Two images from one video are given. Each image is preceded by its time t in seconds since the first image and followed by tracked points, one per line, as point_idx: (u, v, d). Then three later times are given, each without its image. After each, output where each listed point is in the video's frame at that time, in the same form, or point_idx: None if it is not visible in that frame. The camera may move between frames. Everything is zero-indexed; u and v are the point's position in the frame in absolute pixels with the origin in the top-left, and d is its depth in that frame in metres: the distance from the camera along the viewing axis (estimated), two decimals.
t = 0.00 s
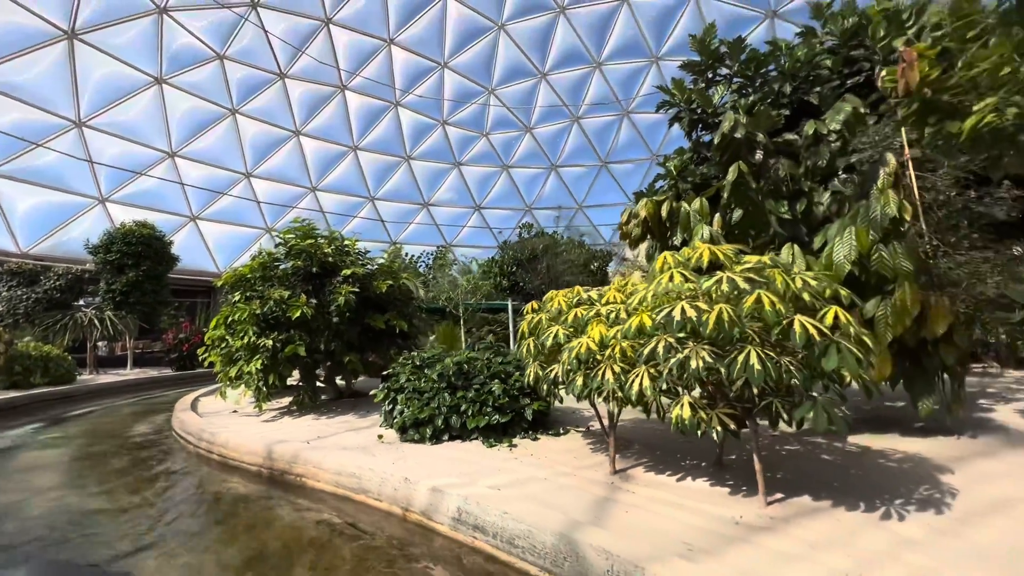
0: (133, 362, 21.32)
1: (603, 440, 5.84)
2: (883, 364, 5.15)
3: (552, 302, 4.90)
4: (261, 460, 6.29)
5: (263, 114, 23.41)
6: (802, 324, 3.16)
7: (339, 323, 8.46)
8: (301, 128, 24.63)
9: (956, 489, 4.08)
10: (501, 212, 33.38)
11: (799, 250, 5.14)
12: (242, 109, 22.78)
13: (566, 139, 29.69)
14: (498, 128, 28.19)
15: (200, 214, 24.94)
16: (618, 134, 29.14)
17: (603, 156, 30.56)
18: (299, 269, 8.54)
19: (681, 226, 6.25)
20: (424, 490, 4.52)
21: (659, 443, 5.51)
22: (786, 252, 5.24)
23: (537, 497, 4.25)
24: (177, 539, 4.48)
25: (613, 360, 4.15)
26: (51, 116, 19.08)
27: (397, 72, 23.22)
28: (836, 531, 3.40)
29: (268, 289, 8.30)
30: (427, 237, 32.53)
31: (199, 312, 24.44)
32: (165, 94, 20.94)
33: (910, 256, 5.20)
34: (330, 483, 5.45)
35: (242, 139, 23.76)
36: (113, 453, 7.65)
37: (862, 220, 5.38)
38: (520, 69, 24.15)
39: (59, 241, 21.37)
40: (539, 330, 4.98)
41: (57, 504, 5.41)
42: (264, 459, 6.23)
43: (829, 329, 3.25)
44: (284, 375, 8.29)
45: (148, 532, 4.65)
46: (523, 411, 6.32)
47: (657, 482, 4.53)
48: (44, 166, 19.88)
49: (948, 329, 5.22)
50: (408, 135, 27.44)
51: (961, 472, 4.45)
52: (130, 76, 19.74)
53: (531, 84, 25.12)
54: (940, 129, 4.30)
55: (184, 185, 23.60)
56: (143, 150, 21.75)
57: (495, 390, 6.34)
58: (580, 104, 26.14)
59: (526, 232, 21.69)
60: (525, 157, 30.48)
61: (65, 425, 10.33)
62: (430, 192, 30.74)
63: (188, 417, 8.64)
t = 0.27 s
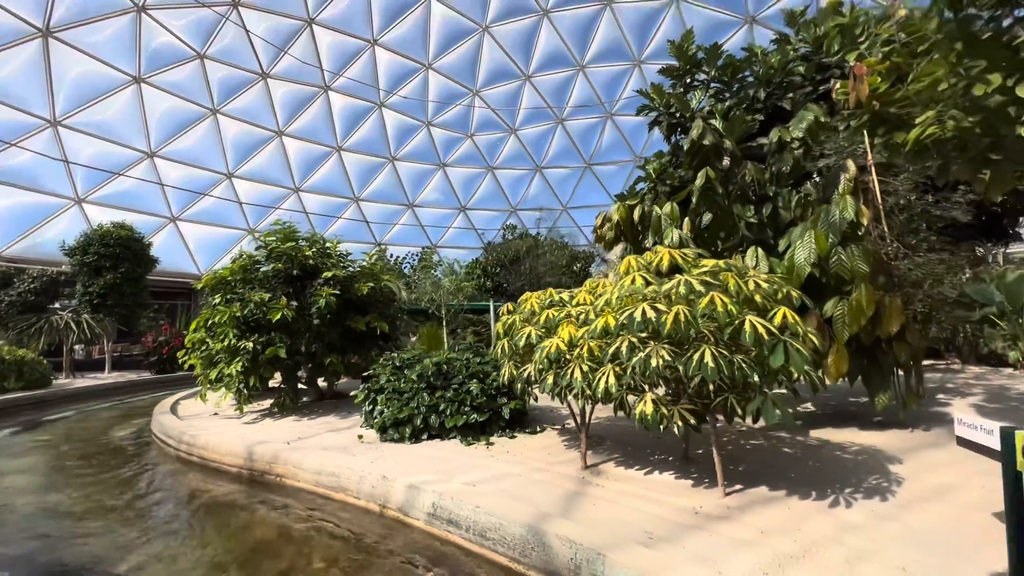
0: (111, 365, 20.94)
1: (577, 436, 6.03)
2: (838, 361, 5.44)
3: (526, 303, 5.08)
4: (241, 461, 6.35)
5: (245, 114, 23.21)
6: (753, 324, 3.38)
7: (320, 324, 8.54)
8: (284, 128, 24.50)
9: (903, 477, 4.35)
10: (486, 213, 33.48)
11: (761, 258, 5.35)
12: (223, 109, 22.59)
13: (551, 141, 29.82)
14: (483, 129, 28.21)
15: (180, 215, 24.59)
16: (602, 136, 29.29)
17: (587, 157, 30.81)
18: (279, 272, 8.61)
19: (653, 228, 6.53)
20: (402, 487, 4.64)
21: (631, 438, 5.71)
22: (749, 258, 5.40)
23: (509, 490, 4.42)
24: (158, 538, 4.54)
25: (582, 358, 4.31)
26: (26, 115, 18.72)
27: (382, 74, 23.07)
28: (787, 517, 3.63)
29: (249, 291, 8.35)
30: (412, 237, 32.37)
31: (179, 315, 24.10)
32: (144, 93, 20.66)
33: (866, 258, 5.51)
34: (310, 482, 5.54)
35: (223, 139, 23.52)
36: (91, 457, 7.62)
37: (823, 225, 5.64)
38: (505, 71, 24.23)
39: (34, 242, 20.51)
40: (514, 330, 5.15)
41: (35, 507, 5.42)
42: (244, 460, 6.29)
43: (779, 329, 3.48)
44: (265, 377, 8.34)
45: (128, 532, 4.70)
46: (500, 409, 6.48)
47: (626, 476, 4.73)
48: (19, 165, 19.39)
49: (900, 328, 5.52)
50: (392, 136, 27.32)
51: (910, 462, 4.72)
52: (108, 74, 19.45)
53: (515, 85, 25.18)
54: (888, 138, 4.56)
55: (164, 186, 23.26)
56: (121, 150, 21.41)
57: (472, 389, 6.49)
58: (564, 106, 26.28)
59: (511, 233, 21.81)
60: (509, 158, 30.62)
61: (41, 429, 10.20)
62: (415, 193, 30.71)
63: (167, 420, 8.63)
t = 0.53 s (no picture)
0: (94, 367, 20.69)
1: (556, 433, 6.21)
2: (803, 359, 5.69)
3: (505, 304, 5.24)
4: (225, 460, 6.45)
5: (230, 113, 23.03)
6: (713, 323, 3.59)
7: (305, 325, 8.63)
8: (271, 128, 24.37)
9: (860, 469, 4.59)
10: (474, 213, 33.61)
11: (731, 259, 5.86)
12: (209, 108, 22.40)
13: (539, 141, 29.80)
14: (471, 130, 28.22)
15: (165, 215, 24.39)
16: (590, 137, 29.16)
17: (575, 158, 30.86)
18: (265, 273, 8.70)
19: (631, 231, 6.77)
20: (383, 483, 4.78)
21: (607, 434, 5.90)
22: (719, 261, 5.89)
23: (486, 484, 4.59)
24: (142, 536, 4.63)
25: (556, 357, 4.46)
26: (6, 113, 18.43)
27: (370, 74, 22.95)
28: (746, 506, 3.84)
29: (234, 292, 8.42)
30: (400, 237, 32.45)
31: (164, 315, 23.88)
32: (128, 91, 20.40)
33: (830, 260, 5.78)
34: (294, 480, 5.65)
35: (208, 138, 23.34)
36: (75, 457, 7.65)
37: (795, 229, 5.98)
38: (493, 72, 24.17)
39: (14, 241, 20.16)
40: (493, 331, 5.31)
41: (19, 506, 5.48)
42: (229, 459, 6.38)
43: (738, 328, 3.71)
44: (250, 377, 8.42)
45: (113, 530, 4.78)
46: (482, 407, 6.65)
47: (599, 469, 4.92)
48: None
49: (862, 327, 5.79)
50: (381, 136, 27.22)
51: (868, 454, 4.96)
52: (90, 72, 19.18)
53: (503, 86, 25.17)
54: (847, 147, 4.82)
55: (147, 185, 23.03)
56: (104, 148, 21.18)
57: (454, 388, 6.65)
58: (552, 108, 26.27)
59: (498, 234, 21.91)
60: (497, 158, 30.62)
61: (23, 430, 10.17)
62: (403, 193, 30.66)
63: (152, 420, 8.67)
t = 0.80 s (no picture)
0: (79, 367, 20.52)
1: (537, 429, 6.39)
2: (774, 358, 5.93)
3: (486, 305, 5.39)
4: (212, 458, 6.55)
5: (218, 112, 22.85)
6: (680, 324, 3.80)
7: (292, 325, 8.74)
8: (259, 127, 24.14)
9: (823, 462, 4.81)
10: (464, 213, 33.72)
11: (703, 261, 6.24)
12: (197, 106, 22.18)
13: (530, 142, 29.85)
14: (461, 130, 28.24)
15: (151, 214, 24.24)
16: (579, 138, 29.35)
17: (564, 159, 30.96)
18: (252, 274, 8.79)
19: (611, 234, 6.97)
20: (367, 478, 4.93)
21: (586, 431, 6.09)
22: (691, 262, 6.29)
23: (466, 478, 4.76)
24: (131, 530, 4.74)
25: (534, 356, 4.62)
26: None
27: (360, 73, 22.90)
28: (711, 497, 4.05)
29: (221, 293, 8.50)
30: (390, 237, 32.49)
31: (150, 315, 23.72)
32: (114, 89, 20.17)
33: (801, 262, 6.02)
34: (280, 477, 5.78)
35: (196, 137, 23.13)
36: (61, 456, 7.69)
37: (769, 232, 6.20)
38: (483, 73, 24.21)
39: None
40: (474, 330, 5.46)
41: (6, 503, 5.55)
42: (216, 457, 6.49)
43: (704, 327, 3.92)
44: (238, 376, 8.51)
45: (100, 526, 4.87)
46: (466, 405, 6.81)
47: (576, 463, 5.11)
48: None
49: (831, 327, 6.02)
50: (371, 136, 27.09)
51: (833, 448, 5.19)
52: (75, 69, 18.92)
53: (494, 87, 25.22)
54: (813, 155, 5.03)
55: (134, 184, 22.89)
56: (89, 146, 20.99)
57: (439, 386, 6.80)
58: (542, 108, 26.40)
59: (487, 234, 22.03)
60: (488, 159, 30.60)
61: (9, 431, 10.17)
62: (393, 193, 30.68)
63: (139, 420, 8.71)
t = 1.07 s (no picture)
0: (64, 367, 20.37)
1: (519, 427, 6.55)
2: (748, 357, 6.16)
3: (467, 306, 5.55)
4: (199, 456, 6.65)
5: (207, 111, 22.58)
6: (648, 324, 4.01)
7: (280, 325, 8.84)
8: (248, 125, 23.87)
9: (789, 457, 5.03)
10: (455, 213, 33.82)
11: (680, 264, 6.50)
12: (185, 104, 21.89)
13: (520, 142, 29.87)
14: (452, 130, 28.28)
15: (138, 213, 24.11)
16: (569, 139, 29.52)
17: (555, 160, 31.07)
18: (240, 274, 8.87)
19: (592, 237, 7.17)
20: (351, 474, 5.07)
21: (565, 428, 6.27)
22: (667, 264, 6.55)
23: (447, 474, 4.91)
24: (118, 528, 4.82)
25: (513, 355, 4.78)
26: None
27: (351, 73, 22.80)
28: (679, 490, 4.24)
29: (209, 293, 8.58)
30: (381, 237, 32.54)
31: (138, 315, 23.59)
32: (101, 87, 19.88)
33: (774, 265, 6.25)
34: (266, 474, 5.89)
35: (184, 135, 22.86)
36: (48, 456, 7.74)
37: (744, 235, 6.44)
38: (474, 74, 24.27)
39: None
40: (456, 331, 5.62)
41: None
42: (203, 455, 6.58)
43: (672, 328, 4.12)
44: (225, 376, 8.60)
45: (87, 524, 4.94)
46: (450, 404, 6.97)
47: (555, 459, 5.28)
48: None
49: (802, 327, 6.25)
50: (361, 135, 26.93)
51: (800, 444, 5.42)
52: (61, 67, 18.55)
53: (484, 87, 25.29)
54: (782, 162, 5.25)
55: (121, 182, 22.74)
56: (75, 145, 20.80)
57: (424, 385, 6.95)
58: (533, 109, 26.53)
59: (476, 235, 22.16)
60: (479, 159, 30.62)
61: None
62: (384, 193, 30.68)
63: (125, 419, 8.77)
